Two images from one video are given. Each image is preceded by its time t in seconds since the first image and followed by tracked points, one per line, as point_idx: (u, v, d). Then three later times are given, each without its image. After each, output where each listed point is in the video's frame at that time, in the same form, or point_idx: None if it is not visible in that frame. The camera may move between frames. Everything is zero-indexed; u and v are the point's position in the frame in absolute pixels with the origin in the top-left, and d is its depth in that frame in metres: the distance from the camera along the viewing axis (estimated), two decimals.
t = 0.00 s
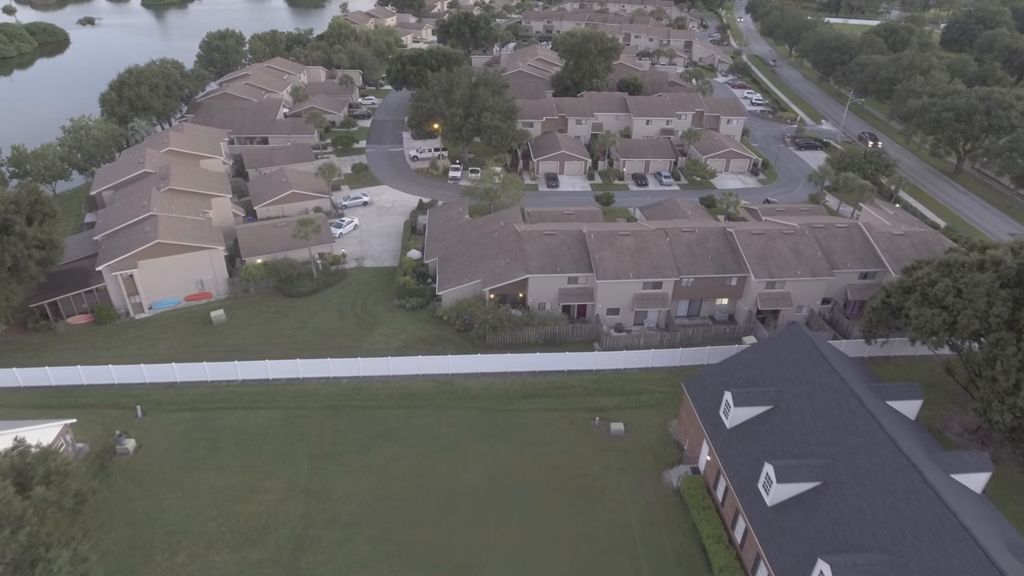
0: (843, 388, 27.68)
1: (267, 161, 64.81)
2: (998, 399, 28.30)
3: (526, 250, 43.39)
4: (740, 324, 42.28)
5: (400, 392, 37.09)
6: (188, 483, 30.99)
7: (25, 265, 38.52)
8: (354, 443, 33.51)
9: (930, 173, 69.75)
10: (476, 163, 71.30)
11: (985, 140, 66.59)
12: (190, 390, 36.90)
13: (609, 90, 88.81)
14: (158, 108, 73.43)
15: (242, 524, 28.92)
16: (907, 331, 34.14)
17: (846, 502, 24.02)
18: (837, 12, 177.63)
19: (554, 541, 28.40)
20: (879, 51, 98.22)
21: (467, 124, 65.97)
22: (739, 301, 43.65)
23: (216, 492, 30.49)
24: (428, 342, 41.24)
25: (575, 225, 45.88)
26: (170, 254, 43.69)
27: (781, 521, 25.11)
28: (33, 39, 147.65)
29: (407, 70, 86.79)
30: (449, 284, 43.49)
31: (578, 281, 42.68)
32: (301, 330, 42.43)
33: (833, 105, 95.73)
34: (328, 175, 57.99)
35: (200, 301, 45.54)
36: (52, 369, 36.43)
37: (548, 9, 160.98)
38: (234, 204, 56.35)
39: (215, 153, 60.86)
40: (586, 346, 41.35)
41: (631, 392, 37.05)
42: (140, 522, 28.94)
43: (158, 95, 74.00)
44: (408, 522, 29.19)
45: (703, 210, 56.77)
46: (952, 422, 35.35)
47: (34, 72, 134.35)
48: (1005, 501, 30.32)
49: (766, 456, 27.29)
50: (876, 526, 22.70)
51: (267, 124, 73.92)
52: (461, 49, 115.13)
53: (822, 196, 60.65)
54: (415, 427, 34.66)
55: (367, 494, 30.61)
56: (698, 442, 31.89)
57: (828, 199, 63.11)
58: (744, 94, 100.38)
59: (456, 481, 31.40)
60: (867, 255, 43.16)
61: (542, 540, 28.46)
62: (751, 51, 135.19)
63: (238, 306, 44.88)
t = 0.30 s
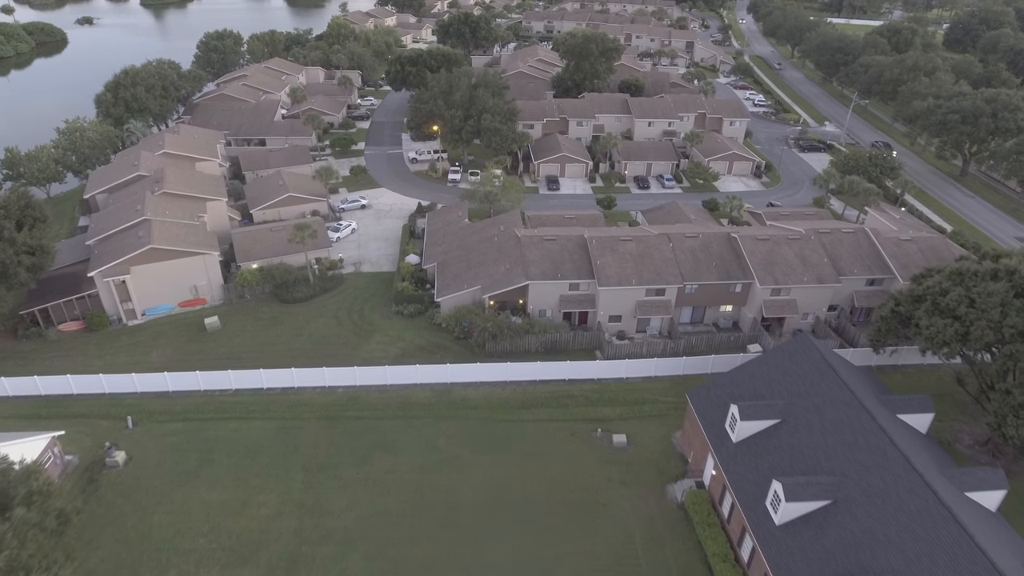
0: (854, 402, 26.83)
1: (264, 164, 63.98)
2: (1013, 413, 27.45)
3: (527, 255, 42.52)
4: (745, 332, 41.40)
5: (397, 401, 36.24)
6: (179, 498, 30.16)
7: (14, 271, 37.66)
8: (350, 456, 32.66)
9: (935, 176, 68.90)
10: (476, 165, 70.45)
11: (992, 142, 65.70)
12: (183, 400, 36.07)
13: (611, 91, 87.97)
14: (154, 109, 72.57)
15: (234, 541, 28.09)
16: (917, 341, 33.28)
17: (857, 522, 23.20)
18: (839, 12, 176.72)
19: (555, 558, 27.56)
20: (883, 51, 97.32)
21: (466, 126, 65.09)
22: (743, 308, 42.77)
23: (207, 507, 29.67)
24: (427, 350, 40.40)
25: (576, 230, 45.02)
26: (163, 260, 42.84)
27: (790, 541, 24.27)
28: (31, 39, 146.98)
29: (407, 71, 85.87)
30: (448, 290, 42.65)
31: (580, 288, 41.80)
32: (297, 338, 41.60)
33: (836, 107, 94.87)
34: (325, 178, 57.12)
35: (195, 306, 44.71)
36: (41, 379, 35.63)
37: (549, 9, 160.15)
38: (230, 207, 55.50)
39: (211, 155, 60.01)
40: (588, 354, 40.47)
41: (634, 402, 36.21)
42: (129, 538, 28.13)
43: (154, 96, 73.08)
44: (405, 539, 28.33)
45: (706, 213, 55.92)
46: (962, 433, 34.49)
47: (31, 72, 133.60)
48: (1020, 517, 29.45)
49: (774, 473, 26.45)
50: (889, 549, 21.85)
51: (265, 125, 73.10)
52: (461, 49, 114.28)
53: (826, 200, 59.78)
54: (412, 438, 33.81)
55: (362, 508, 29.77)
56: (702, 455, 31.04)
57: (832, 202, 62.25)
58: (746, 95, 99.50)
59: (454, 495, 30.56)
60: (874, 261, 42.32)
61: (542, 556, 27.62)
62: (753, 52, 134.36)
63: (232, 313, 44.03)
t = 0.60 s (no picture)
0: (865, 418, 25.96)
1: (261, 166, 63.10)
2: None
3: (527, 262, 41.62)
4: (751, 341, 40.47)
5: (394, 412, 35.38)
6: (168, 514, 29.26)
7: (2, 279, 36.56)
8: (345, 470, 31.78)
9: (941, 179, 68.03)
10: (476, 168, 69.54)
11: (999, 145, 64.79)
12: (174, 411, 35.17)
13: (612, 93, 87.04)
14: (150, 111, 71.61)
15: (224, 559, 27.20)
16: (929, 352, 32.37)
17: (870, 545, 22.30)
18: (841, 12, 175.82)
19: None
20: (887, 52, 96.37)
21: (466, 128, 64.17)
22: (749, 315, 41.86)
23: (198, 524, 28.76)
24: (425, 358, 39.54)
25: (578, 236, 44.09)
26: (156, 266, 41.94)
27: (800, 564, 23.36)
28: (27, 39, 146.01)
29: (406, 72, 84.93)
30: (447, 296, 41.75)
31: (581, 295, 40.88)
32: (293, 346, 40.71)
33: (840, 108, 93.99)
34: (323, 181, 56.19)
35: (188, 313, 43.77)
36: (29, 389, 34.75)
37: (550, 9, 159.15)
38: (225, 210, 54.56)
39: (206, 158, 59.08)
40: (590, 363, 39.59)
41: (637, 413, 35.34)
42: (116, 556, 27.24)
43: (150, 97, 72.15)
44: (401, 557, 27.43)
45: (710, 218, 55.01)
46: (974, 446, 33.59)
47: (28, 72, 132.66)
48: None
49: (783, 491, 25.56)
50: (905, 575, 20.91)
51: (262, 127, 72.27)
52: (461, 49, 113.37)
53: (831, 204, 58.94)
54: (409, 451, 32.93)
55: (358, 525, 28.88)
56: (708, 470, 30.15)
57: (837, 206, 61.36)
58: (748, 96, 98.59)
59: (452, 511, 29.66)
60: (882, 268, 41.46)
61: None
62: (755, 52, 133.44)
63: (227, 320, 43.14)
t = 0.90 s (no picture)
0: (879, 436, 25.00)
1: (258, 169, 62.19)
2: None
3: (527, 269, 40.66)
4: (757, 351, 39.49)
5: (391, 425, 34.44)
6: (157, 532, 28.33)
7: None
8: (340, 485, 30.83)
9: (947, 183, 67.04)
10: (476, 170, 68.59)
11: (1007, 149, 63.72)
12: (166, 424, 34.24)
13: (614, 94, 86.08)
14: (146, 112, 70.69)
15: None
16: (942, 364, 31.38)
17: (886, 572, 21.32)
18: (844, 13, 174.81)
19: None
20: (891, 53, 95.39)
21: (466, 130, 63.12)
22: (754, 324, 40.89)
23: (187, 543, 27.83)
24: (423, 368, 38.60)
25: (580, 242, 43.14)
26: (148, 273, 41.01)
27: None
28: (25, 39, 145.12)
29: (405, 73, 83.95)
30: (445, 304, 40.82)
31: (583, 303, 39.89)
32: (288, 354, 39.78)
33: (844, 109, 92.99)
34: (319, 185, 55.21)
35: (182, 321, 42.84)
36: (17, 401, 33.85)
37: (551, 9, 158.14)
38: (221, 215, 53.62)
39: (202, 161, 58.14)
40: (592, 373, 38.64)
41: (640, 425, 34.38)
42: None
43: (146, 99, 71.22)
44: None
45: (713, 223, 54.10)
46: (987, 460, 32.62)
47: (25, 72, 131.80)
48: None
49: (794, 512, 24.60)
50: None
51: (259, 128, 71.36)
52: (461, 50, 112.46)
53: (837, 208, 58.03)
54: (406, 466, 32.00)
55: (352, 544, 27.93)
56: (714, 487, 29.18)
57: (843, 210, 60.42)
58: (751, 98, 97.66)
59: (450, 529, 28.71)
60: (891, 276, 40.52)
61: None
62: (758, 53, 132.44)
63: (221, 328, 42.19)
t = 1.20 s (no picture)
0: (894, 457, 24.00)
1: (254, 172, 61.17)
2: None
3: (528, 277, 39.64)
4: (763, 361, 38.44)
5: (388, 439, 33.44)
6: (144, 553, 27.34)
7: None
8: (334, 504, 29.82)
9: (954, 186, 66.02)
10: (476, 173, 67.55)
11: (1015, 152, 62.58)
12: (155, 438, 33.22)
13: (615, 95, 85.04)
14: (141, 114, 69.63)
15: None
16: (957, 378, 30.37)
17: None
18: (846, 13, 173.76)
19: None
20: (896, 54, 94.32)
21: (465, 133, 62.10)
22: (761, 334, 39.85)
23: (175, 566, 26.83)
24: (420, 379, 37.61)
25: (581, 249, 42.11)
26: (139, 281, 39.97)
27: None
28: (21, 39, 144.12)
29: (404, 74, 82.91)
30: (443, 313, 39.80)
31: (585, 312, 38.86)
32: (282, 365, 38.77)
33: (848, 111, 91.97)
34: (316, 189, 54.17)
35: (174, 329, 41.80)
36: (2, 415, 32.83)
37: (551, 9, 157.03)
38: (215, 219, 52.59)
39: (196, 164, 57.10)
40: (594, 384, 37.57)
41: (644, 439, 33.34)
42: None
43: (141, 100, 70.19)
44: None
45: (717, 228, 53.06)
46: (1002, 477, 31.57)
47: (22, 72, 130.85)
48: None
49: (805, 537, 23.58)
50: None
51: (256, 131, 70.35)
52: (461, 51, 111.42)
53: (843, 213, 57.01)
54: (403, 483, 30.99)
55: (346, 567, 26.94)
56: (721, 507, 28.15)
57: (849, 214, 59.43)
58: (754, 99, 96.65)
59: (447, 551, 27.70)
60: (900, 285, 39.53)
61: None
62: (760, 54, 131.39)
63: (213, 337, 41.18)
